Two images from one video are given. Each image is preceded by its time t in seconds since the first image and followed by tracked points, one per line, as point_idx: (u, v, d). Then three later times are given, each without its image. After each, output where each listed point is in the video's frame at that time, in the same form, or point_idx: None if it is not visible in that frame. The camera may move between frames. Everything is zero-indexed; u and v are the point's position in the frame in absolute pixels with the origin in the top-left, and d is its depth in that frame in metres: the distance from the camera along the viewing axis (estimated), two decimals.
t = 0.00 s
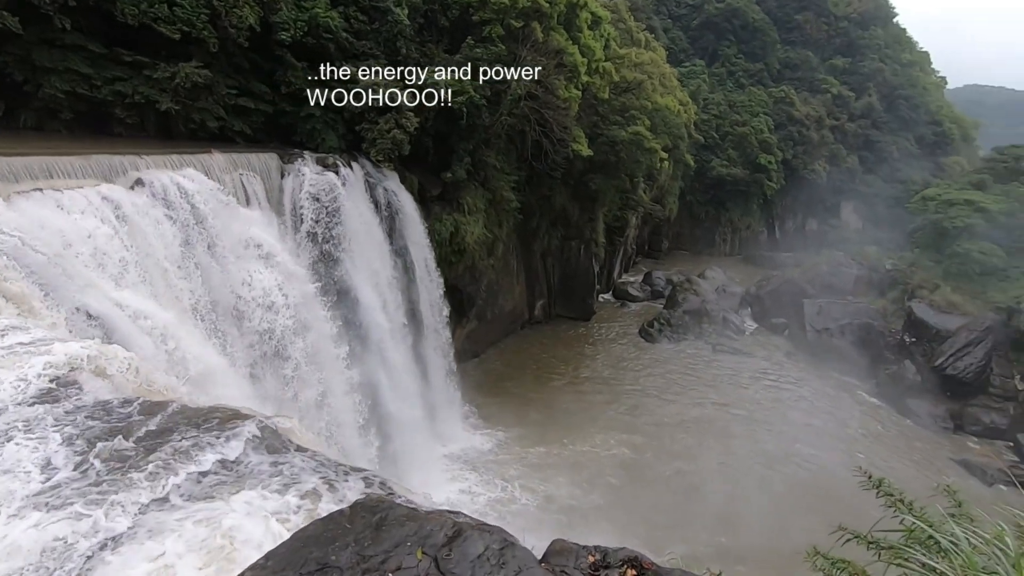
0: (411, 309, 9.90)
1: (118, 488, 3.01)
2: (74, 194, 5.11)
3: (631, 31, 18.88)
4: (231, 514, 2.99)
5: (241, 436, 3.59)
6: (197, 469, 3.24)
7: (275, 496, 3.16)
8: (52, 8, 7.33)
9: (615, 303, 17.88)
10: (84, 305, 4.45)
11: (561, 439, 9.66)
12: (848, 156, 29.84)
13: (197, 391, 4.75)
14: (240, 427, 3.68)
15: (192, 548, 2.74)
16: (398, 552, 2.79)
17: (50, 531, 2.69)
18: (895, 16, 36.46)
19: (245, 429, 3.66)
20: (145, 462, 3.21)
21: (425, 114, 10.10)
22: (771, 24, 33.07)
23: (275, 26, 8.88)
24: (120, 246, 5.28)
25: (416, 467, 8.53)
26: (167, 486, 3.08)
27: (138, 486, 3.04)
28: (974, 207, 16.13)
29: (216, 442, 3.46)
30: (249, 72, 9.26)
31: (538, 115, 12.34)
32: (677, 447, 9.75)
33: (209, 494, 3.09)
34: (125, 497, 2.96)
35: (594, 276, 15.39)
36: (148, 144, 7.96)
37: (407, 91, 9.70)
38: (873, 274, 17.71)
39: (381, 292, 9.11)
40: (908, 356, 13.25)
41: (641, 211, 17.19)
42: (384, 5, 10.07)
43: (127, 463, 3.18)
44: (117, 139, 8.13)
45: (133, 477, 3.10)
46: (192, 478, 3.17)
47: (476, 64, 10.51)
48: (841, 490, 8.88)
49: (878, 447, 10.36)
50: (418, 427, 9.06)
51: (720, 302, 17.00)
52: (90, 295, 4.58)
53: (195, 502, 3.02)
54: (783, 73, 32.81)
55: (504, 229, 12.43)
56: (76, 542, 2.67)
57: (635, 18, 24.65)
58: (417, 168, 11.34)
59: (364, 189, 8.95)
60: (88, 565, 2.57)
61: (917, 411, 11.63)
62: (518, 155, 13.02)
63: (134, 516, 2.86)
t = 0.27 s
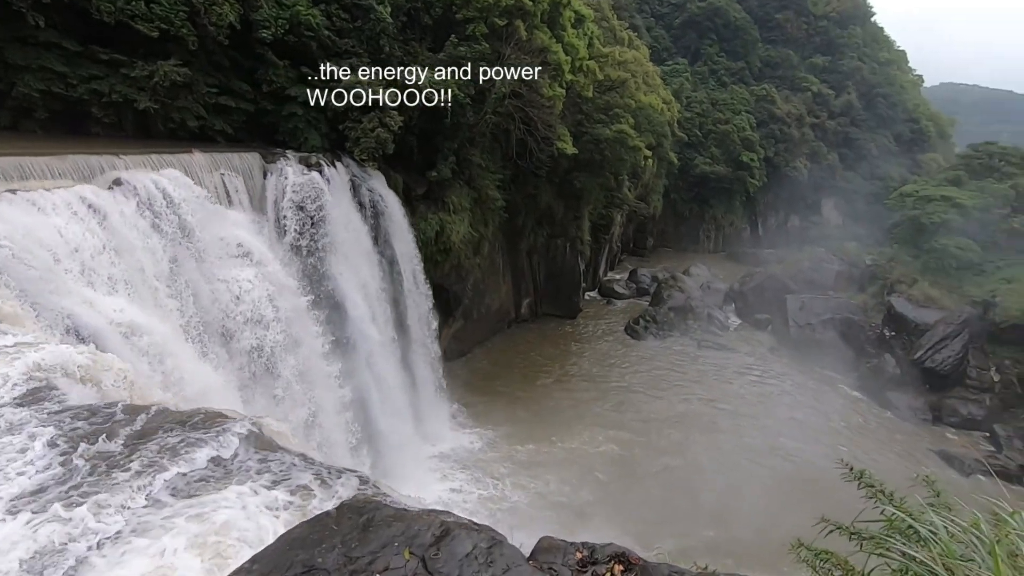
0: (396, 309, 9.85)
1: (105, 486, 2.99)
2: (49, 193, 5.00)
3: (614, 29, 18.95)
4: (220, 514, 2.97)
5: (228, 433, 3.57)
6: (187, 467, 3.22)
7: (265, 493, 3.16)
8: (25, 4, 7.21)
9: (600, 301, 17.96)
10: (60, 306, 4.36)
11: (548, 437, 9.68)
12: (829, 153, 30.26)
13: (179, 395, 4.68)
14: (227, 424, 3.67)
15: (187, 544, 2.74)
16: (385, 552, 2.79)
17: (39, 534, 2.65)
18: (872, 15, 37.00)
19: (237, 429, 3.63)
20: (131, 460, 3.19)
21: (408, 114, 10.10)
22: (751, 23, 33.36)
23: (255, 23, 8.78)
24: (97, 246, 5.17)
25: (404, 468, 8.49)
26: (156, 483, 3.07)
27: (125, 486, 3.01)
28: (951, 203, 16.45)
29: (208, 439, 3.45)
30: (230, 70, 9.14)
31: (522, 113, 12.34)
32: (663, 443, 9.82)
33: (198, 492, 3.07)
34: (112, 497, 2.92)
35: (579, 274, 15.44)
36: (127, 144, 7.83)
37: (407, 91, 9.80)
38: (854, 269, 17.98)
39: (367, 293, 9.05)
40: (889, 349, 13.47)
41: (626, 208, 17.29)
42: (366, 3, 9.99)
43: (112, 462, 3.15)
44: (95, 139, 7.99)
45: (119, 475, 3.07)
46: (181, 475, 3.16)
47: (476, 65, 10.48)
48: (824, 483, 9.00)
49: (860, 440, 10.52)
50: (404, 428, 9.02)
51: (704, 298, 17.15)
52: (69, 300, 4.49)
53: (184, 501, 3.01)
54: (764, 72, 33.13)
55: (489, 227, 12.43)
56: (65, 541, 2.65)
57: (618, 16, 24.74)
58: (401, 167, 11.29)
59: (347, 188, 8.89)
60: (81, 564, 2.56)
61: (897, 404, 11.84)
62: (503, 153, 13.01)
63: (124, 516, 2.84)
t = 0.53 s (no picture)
0: (383, 308, 9.81)
1: (94, 486, 2.97)
2: (24, 194, 4.91)
3: (598, 27, 19.00)
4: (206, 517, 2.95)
5: (212, 430, 3.59)
6: (175, 467, 3.22)
7: (254, 494, 3.16)
8: None
9: (587, 298, 18.03)
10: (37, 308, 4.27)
11: (536, 435, 9.71)
12: (810, 149, 30.62)
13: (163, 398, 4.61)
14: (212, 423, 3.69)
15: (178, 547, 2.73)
16: (374, 553, 2.78)
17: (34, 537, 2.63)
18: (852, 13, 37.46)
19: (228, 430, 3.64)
20: (117, 460, 3.18)
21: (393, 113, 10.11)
22: (733, 21, 33.60)
23: (236, 21, 8.68)
24: (76, 247, 5.08)
25: (394, 468, 8.44)
26: (149, 481, 3.08)
27: (115, 486, 3.00)
28: (929, 198, 16.73)
29: (197, 438, 3.47)
30: (211, 69, 9.04)
31: (507, 111, 12.33)
32: (651, 438, 9.88)
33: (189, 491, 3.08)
34: (100, 497, 2.90)
35: (566, 272, 15.49)
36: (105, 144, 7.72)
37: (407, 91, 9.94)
38: (836, 264, 18.22)
39: (354, 293, 8.98)
40: (871, 343, 13.68)
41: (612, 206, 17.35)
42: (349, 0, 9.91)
43: (99, 463, 3.13)
44: (72, 139, 7.87)
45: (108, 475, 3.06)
46: (172, 473, 3.17)
47: (475, 67, 10.65)
48: (810, 475, 9.10)
49: (843, 432, 10.67)
50: (392, 428, 8.98)
51: (690, 295, 17.29)
52: (48, 303, 4.40)
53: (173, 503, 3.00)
54: (747, 69, 33.41)
55: (476, 226, 12.42)
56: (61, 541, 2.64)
57: (602, 14, 24.79)
58: (386, 166, 11.23)
59: (332, 188, 8.83)
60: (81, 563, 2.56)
61: (880, 396, 12.03)
62: (488, 152, 13.00)
63: (119, 515, 2.84)
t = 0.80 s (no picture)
0: (372, 308, 9.76)
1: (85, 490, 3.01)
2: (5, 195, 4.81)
3: (585, 25, 19.01)
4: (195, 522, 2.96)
5: (197, 433, 3.65)
6: (161, 474, 3.20)
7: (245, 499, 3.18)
8: None
9: (577, 296, 18.07)
10: (18, 313, 4.19)
11: (526, 432, 9.73)
12: (796, 146, 30.90)
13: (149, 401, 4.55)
14: (198, 426, 3.75)
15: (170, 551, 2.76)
16: (365, 553, 2.77)
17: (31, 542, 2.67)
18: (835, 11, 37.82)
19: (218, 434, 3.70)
20: (105, 462, 3.22)
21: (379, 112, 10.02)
22: (719, 19, 33.75)
23: (220, 19, 8.58)
24: (58, 249, 4.99)
25: (384, 469, 8.41)
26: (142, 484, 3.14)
27: (106, 490, 3.03)
28: (912, 193, 16.95)
29: (184, 442, 3.51)
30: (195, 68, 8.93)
31: (495, 109, 12.31)
32: (642, 435, 9.93)
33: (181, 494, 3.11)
34: (89, 506, 2.90)
35: (555, 270, 15.51)
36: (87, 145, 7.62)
37: (407, 91, 10.06)
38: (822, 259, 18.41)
39: (342, 293, 8.94)
40: (856, 337, 13.85)
41: (600, 203, 17.41)
42: None
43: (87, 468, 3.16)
44: (53, 139, 7.73)
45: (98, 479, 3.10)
46: (162, 476, 3.22)
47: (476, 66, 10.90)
48: (798, 469, 9.19)
49: (831, 426, 10.78)
50: (382, 428, 8.94)
51: (679, 291, 17.39)
52: (29, 307, 4.33)
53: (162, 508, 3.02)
54: (733, 67, 33.61)
55: (464, 225, 12.40)
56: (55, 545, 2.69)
57: (588, 12, 24.78)
58: (374, 165, 11.17)
59: (319, 188, 8.77)
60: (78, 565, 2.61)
61: (866, 390, 12.17)
62: (476, 150, 12.98)
63: (113, 519, 2.89)
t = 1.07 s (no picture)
0: (361, 308, 9.72)
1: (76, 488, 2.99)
2: None
3: (571, 22, 19.02)
4: (185, 520, 2.93)
5: (186, 431, 3.65)
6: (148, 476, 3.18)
7: (236, 496, 3.16)
8: None
9: (566, 293, 18.11)
10: None
11: (516, 430, 9.74)
12: (781, 143, 31.17)
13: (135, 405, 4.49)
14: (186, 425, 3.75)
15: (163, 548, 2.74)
16: (356, 554, 2.76)
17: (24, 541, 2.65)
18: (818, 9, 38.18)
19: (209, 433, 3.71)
20: (93, 461, 3.20)
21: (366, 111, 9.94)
22: (704, 17, 33.91)
23: (202, 18, 8.47)
24: (41, 252, 4.90)
25: (374, 470, 8.38)
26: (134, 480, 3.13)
27: (97, 489, 3.02)
28: (895, 189, 17.17)
29: (171, 444, 3.48)
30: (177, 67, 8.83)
31: (481, 108, 12.29)
32: (632, 431, 9.98)
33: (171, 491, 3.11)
34: (80, 508, 2.87)
35: (544, 268, 15.54)
36: (68, 146, 7.51)
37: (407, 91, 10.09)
38: (807, 255, 18.60)
39: (330, 294, 8.89)
40: (842, 331, 14.02)
41: (588, 201, 17.46)
42: None
43: (77, 468, 3.14)
44: (32, 140, 7.61)
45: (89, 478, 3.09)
46: (155, 472, 3.22)
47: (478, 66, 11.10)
48: (787, 463, 9.28)
49: (818, 419, 10.91)
50: (372, 428, 8.91)
51: (667, 288, 17.49)
52: (11, 313, 4.25)
53: (152, 505, 3.01)
54: (718, 64, 33.80)
55: (453, 223, 12.39)
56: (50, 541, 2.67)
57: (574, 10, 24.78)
58: (361, 164, 11.10)
59: (306, 187, 8.71)
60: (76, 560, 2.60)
61: (852, 383, 12.33)
62: (464, 149, 12.96)
63: (108, 515, 2.88)
